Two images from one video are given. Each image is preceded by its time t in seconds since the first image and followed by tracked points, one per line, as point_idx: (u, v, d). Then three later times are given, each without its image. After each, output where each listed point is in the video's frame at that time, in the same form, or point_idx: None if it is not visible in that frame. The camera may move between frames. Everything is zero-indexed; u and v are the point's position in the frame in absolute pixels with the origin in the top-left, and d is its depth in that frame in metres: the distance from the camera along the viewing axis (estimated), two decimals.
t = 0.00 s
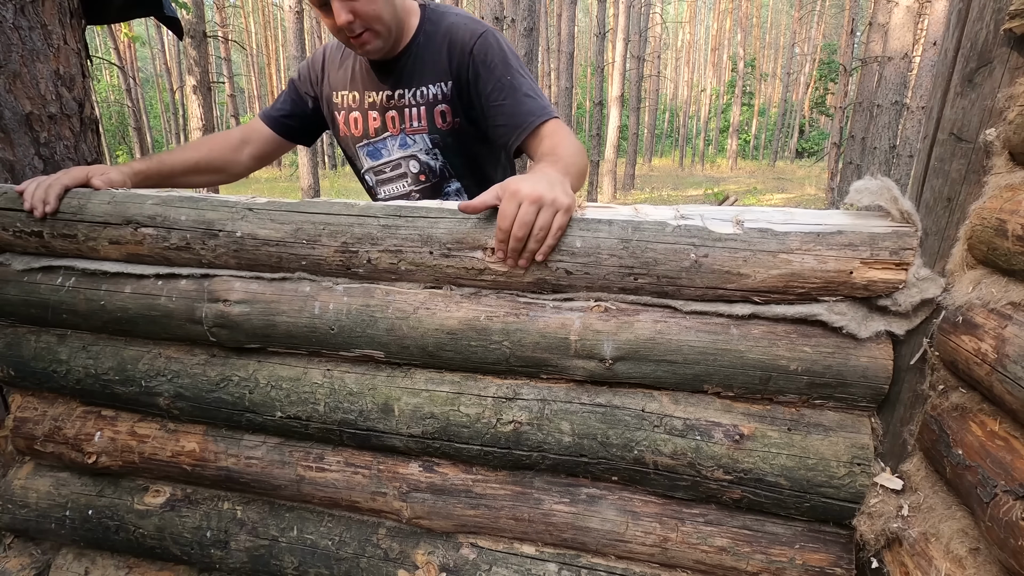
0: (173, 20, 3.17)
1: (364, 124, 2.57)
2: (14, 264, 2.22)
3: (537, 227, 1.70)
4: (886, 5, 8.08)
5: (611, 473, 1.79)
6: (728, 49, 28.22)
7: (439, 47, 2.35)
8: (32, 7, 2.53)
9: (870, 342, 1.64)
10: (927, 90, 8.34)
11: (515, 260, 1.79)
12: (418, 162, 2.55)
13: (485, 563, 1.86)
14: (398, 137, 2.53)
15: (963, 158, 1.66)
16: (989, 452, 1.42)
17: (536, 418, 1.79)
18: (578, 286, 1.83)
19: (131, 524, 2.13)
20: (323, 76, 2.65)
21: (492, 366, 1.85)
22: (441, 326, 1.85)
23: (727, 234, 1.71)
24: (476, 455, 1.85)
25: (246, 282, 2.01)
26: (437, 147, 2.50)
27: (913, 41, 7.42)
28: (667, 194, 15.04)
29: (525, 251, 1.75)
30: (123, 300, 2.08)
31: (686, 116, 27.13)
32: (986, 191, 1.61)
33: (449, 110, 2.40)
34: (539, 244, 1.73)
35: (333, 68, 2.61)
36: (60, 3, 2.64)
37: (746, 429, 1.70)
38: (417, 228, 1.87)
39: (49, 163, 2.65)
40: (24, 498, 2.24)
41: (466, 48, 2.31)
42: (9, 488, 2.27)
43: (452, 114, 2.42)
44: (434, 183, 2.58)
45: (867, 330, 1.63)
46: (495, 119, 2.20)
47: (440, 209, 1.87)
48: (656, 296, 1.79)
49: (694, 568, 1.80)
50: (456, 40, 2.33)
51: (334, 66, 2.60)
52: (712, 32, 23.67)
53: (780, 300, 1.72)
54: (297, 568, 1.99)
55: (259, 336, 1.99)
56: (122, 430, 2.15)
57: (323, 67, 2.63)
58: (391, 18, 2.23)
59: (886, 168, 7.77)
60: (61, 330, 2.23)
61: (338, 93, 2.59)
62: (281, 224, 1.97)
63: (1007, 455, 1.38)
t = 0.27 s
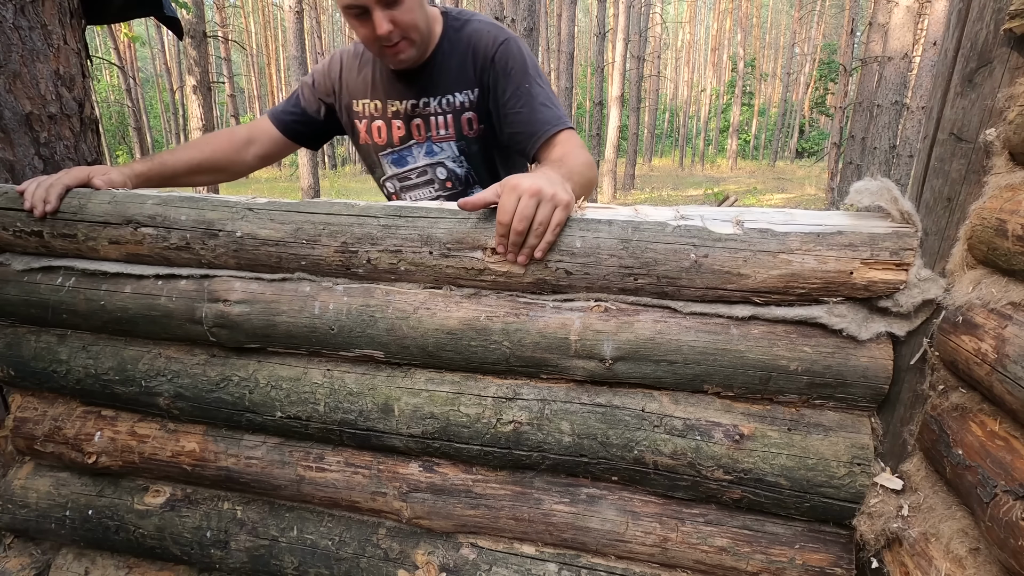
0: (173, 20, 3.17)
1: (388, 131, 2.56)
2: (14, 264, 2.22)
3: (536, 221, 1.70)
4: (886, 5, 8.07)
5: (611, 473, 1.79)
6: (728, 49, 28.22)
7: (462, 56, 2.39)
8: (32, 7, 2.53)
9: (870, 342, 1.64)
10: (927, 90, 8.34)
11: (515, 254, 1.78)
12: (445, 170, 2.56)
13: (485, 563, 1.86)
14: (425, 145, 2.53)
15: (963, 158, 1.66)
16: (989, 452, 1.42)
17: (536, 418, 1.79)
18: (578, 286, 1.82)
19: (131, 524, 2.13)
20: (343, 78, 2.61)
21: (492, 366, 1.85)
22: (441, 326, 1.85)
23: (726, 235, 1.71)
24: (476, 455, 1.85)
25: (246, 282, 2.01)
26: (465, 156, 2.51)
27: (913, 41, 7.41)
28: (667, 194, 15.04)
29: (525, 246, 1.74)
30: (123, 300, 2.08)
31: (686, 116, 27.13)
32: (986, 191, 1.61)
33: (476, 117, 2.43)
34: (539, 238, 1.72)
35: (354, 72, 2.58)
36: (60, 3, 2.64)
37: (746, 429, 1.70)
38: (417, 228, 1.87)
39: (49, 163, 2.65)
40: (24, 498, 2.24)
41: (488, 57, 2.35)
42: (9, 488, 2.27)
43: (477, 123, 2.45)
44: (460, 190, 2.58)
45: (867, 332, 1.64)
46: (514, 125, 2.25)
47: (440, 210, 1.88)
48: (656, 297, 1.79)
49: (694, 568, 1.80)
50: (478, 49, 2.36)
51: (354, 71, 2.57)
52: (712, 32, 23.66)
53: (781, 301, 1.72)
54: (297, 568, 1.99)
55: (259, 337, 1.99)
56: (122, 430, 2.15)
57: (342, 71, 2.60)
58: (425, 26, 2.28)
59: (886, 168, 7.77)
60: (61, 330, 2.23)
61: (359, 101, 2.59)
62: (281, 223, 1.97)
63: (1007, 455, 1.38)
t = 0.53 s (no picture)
0: (173, 20, 3.17)
1: (438, 158, 2.62)
2: (14, 264, 2.22)
3: (536, 213, 1.68)
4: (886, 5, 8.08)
5: (611, 473, 1.79)
6: (729, 49, 28.22)
7: (503, 84, 2.41)
8: (32, 7, 2.53)
9: (870, 342, 1.64)
10: (927, 90, 8.34)
11: (513, 248, 1.77)
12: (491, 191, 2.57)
13: (485, 563, 1.86)
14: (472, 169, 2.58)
15: (963, 158, 1.66)
16: (989, 452, 1.42)
17: (536, 418, 1.79)
18: (578, 286, 1.83)
19: (131, 524, 2.13)
20: (391, 104, 2.63)
21: (492, 366, 1.85)
22: (441, 326, 1.84)
23: (727, 235, 1.71)
24: (476, 455, 1.85)
25: (246, 282, 2.01)
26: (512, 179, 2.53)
27: (913, 41, 7.41)
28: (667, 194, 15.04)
29: (524, 239, 1.73)
30: (123, 300, 2.08)
31: (686, 116, 27.13)
32: (986, 191, 1.61)
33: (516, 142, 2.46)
34: (538, 232, 1.71)
35: (401, 101, 2.59)
36: (60, 3, 2.64)
37: (746, 429, 1.70)
38: (416, 228, 1.88)
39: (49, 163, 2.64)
40: (24, 498, 2.24)
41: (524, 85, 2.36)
42: (9, 488, 2.27)
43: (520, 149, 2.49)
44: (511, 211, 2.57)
45: (867, 332, 1.63)
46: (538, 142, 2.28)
47: (440, 209, 1.88)
48: (656, 296, 1.79)
49: (694, 568, 1.80)
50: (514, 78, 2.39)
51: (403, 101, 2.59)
52: (712, 32, 23.66)
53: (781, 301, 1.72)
54: (297, 568, 1.99)
55: (259, 337, 1.99)
56: (122, 430, 2.15)
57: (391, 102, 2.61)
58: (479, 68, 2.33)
59: (886, 169, 7.77)
60: (61, 330, 2.23)
61: (410, 128, 2.63)
62: (281, 223, 1.97)
63: (1007, 455, 1.38)
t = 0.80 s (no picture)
0: (173, 20, 3.17)
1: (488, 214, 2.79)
2: (14, 264, 2.23)
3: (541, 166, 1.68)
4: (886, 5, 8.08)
5: (611, 473, 1.79)
6: (729, 49, 28.22)
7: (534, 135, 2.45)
8: (32, 7, 2.53)
9: (870, 342, 1.65)
10: (927, 90, 8.33)
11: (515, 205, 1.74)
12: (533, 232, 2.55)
13: (485, 563, 1.86)
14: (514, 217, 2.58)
15: (963, 158, 1.66)
16: (989, 452, 1.41)
17: (536, 418, 1.79)
18: (578, 286, 1.83)
19: (131, 524, 2.13)
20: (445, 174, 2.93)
21: (492, 366, 1.85)
22: (441, 326, 1.84)
23: (727, 236, 1.71)
24: (476, 455, 1.85)
25: (246, 282, 2.01)
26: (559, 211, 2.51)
27: (913, 41, 7.40)
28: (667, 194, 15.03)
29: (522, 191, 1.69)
30: (123, 300, 2.08)
31: (686, 116, 27.13)
32: (985, 191, 1.60)
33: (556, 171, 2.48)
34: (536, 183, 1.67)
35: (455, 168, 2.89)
36: (60, 3, 2.64)
37: (745, 429, 1.70)
38: (417, 228, 1.88)
39: (49, 163, 2.64)
40: (24, 498, 2.24)
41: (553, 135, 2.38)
42: (9, 488, 2.27)
43: (557, 191, 2.35)
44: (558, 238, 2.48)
45: (867, 332, 1.64)
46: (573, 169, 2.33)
47: (441, 209, 1.89)
48: (656, 296, 1.79)
49: (694, 568, 1.79)
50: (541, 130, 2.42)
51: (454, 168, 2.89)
52: (712, 32, 23.65)
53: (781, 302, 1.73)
54: (297, 568, 1.99)
55: (259, 337, 1.99)
56: (122, 430, 2.15)
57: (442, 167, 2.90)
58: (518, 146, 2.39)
59: (886, 169, 7.77)
60: (61, 330, 2.23)
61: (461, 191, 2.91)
62: (281, 223, 1.97)
63: (1007, 455, 1.37)
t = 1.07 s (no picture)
0: (173, 20, 3.17)
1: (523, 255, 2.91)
2: (14, 264, 2.23)
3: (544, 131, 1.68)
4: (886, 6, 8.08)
5: (611, 473, 1.79)
6: (729, 49, 28.22)
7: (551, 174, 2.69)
8: (32, 7, 2.53)
9: (870, 342, 1.65)
10: (927, 90, 8.33)
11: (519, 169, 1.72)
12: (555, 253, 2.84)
13: (485, 563, 1.86)
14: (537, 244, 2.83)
15: (963, 158, 1.66)
16: (989, 452, 1.41)
17: (536, 418, 1.79)
18: (578, 286, 1.83)
19: (131, 524, 2.13)
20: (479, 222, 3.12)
21: (492, 366, 1.85)
22: (441, 326, 1.84)
23: (727, 236, 1.72)
24: (476, 455, 1.85)
25: (246, 282, 2.01)
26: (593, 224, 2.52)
27: (913, 41, 7.39)
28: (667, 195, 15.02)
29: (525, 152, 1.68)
30: (123, 300, 2.08)
31: (686, 116, 27.13)
32: (986, 192, 1.60)
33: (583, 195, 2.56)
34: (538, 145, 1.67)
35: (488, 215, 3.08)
36: (60, 4, 2.64)
37: (746, 429, 1.70)
38: (417, 228, 1.88)
39: (49, 163, 2.64)
40: (24, 498, 2.24)
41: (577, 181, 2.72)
42: (9, 489, 2.27)
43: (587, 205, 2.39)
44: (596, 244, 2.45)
45: (867, 332, 1.64)
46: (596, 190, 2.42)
47: (441, 209, 1.89)
48: (656, 297, 1.80)
49: (694, 568, 1.79)
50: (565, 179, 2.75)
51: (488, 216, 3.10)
52: (712, 32, 23.65)
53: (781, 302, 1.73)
54: (297, 568, 1.99)
55: (259, 337, 1.99)
56: (122, 430, 2.15)
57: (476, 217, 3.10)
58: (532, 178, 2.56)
59: (886, 169, 7.76)
60: (61, 330, 2.23)
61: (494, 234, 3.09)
62: (281, 223, 1.97)
63: (1007, 455, 1.37)
